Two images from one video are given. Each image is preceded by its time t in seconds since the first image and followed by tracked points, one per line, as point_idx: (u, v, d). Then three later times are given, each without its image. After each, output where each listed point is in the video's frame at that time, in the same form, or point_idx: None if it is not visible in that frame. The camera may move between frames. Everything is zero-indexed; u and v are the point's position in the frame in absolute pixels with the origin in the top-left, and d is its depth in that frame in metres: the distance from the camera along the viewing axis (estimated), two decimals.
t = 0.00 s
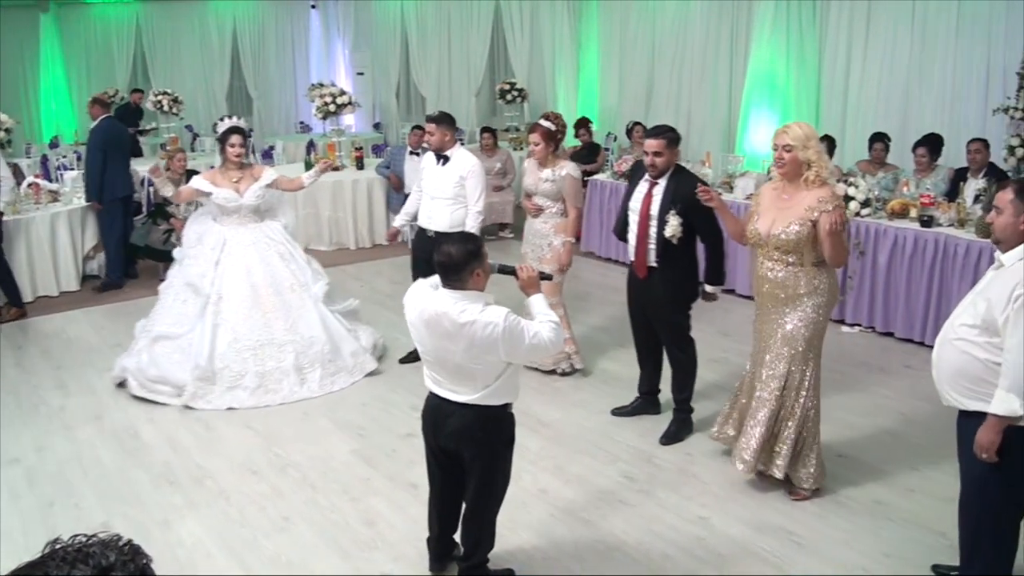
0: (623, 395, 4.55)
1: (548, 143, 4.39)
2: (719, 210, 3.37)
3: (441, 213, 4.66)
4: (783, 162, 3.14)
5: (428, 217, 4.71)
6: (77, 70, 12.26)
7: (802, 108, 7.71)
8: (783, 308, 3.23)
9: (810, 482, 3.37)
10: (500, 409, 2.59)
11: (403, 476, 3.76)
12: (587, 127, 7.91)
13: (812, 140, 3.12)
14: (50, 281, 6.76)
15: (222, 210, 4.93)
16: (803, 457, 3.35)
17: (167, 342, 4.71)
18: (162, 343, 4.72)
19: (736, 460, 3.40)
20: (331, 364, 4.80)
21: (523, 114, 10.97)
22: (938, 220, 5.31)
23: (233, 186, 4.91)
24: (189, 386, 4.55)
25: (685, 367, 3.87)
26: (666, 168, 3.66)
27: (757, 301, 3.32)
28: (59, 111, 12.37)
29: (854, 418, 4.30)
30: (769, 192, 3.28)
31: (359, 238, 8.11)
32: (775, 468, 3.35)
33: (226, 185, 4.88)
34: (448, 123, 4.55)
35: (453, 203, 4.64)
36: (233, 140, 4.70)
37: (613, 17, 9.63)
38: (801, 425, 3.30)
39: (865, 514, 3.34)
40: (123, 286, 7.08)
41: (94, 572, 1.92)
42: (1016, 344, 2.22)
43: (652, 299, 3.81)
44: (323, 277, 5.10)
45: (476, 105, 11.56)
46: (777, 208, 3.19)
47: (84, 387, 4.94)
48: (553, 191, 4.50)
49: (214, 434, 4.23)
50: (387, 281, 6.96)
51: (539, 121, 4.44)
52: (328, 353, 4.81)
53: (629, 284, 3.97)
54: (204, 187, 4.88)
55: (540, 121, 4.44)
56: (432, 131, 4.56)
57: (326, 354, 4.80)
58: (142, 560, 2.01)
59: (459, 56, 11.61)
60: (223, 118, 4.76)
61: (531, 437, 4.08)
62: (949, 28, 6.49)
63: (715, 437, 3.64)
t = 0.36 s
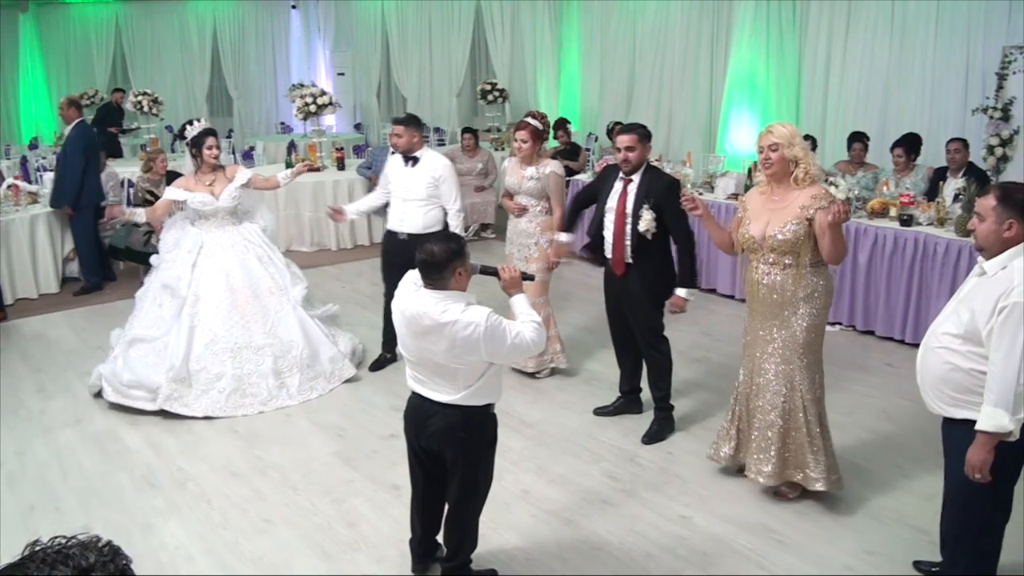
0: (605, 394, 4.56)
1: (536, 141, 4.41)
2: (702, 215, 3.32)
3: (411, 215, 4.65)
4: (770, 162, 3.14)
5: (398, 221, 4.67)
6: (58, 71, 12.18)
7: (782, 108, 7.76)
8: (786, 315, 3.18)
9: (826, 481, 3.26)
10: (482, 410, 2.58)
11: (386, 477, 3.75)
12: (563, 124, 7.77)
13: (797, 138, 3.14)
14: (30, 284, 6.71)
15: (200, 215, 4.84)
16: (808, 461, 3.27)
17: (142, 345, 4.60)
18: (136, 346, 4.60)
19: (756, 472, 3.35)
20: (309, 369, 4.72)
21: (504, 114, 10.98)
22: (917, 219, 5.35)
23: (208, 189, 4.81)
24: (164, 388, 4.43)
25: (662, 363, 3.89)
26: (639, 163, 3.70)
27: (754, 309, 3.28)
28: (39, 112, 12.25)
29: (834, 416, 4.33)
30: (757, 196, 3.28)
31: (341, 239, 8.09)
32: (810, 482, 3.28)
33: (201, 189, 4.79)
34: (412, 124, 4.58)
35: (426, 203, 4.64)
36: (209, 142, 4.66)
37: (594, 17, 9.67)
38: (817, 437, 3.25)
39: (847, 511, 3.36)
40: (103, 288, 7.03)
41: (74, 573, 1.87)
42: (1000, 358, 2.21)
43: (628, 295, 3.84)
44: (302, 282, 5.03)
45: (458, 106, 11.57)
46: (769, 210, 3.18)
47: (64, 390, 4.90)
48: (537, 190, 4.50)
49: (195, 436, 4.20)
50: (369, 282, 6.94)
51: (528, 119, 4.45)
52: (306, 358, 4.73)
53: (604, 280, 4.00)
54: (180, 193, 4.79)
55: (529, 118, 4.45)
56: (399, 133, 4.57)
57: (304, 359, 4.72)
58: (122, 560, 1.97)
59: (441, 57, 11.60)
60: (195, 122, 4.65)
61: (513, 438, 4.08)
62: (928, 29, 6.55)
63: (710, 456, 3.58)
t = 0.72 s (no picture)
0: (593, 394, 4.57)
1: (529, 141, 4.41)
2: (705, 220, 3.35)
3: (386, 215, 4.64)
4: (766, 165, 3.15)
5: (371, 221, 4.64)
6: (45, 71, 12.08)
7: (769, 107, 7.79)
8: (780, 319, 3.19)
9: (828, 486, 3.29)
10: (472, 409, 2.58)
11: (373, 478, 3.74)
12: (551, 127, 7.45)
13: (794, 139, 3.13)
14: (15, 286, 6.66)
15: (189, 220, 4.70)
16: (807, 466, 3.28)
17: (143, 364, 4.51)
18: (138, 365, 4.52)
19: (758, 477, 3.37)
20: (312, 372, 4.68)
21: (492, 114, 10.97)
22: (904, 219, 5.38)
23: (197, 195, 4.68)
24: (168, 407, 4.35)
25: (648, 360, 3.90)
26: (622, 162, 3.72)
27: (749, 312, 3.29)
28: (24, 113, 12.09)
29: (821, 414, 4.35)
30: (757, 199, 3.28)
31: (329, 240, 8.07)
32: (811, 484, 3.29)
33: (188, 195, 4.65)
34: (377, 124, 4.59)
35: (398, 203, 4.66)
36: (200, 146, 4.55)
37: (582, 17, 9.69)
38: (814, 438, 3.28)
39: (833, 509, 3.38)
40: (90, 289, 6.99)
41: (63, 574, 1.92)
42: (995, 372, 2.22)
43: (614, 292, 3.85)
44: (296, 285, 4.94)
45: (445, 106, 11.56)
46: (766, 212, 3.18)
47: (51, 392, 4.87)
48: (529, 190, 4.48)
49: (182, 438, 4.19)
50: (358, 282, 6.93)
51: (522, 118, 4.43)
52: (308, 362, 4.68)
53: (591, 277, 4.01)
54: (168, 200, 4.67)
55: (523, 117, 4.43)
56: (365, 133, 4.58)
57: (306, 362, 4.67)
58: (111, 560, 2.01)
59: (428, 57, 11.58)
60: (184, 125, 4.53)
61: (501, 438, 4.08)
62: (914, 28, 6.59)
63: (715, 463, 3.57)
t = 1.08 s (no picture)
0: (584, 395, 4.57)
1: (518, 143, 4.41)
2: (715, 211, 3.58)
3: (374, 214, 4.64)
4: (760, 164, 3.17)
5: (360, 221, 4.63)
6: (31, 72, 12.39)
7: (758, 106, 7.82)
8: (754, 316, 3.23)
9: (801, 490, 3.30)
10: (461, 407, 2.58)
11: (363, 479, 3.74)
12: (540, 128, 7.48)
13: (789, 142, 3.10)
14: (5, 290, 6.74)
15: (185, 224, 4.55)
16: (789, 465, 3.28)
17: (134, 369, 4.39)
18: (128, 370, 4.39)
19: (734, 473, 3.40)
20: (307, 380, 4.58)
21: (482, 115, 10.96)
22: (893, 218, 5.41)
23: (194, 197, 4.53)
24: (159, 416, 4.24)
25: (641, 361, 3.92)
26: (619, 163, 3.73)
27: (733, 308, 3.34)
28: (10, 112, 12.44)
29: (811, 414, 4.36)
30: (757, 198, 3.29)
31: (318, 241, 8.06)
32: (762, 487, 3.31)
33: (185, 196, 4.50)
34: (360, 123, 4.63)
35: (384, 201, 4.67)
36: (199, 147, 4.40)
37: (571, 18, 9.71)
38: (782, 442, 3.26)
39: (823, 507, 3.40)
40: (78, 290, 6.97)
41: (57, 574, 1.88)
42: (993, 370, 2.22)
43: (609, 291, 3.85)
44: (292, 290, 4.84)
45: (435, 106, 11.55)
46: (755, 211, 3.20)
47: (39, 394, 4.84)
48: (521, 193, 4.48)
49: (171, 439, 4.17)
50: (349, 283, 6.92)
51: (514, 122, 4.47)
52: (303, 369, 4.58)
53: (583, 278, 4.02)
54: (164, 201, 4.52)
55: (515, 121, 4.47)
56: (349, 131, 4.58)
57: (302, 370, 4.57)
58: (103, 561, 1.97)
59: (417, 58, 11.57)
60: (182, 123, 4.38)
61: (492, 438, 4.08)
62: (903, 28, 6.62)
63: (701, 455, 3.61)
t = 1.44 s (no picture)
0: (575, 395, 4.57)
1: (507, 145, 4.39)
2: (705, 195, 3.96)
3: (368, 215, 4.65)
4: (743, 163, 3.20)
5: (355, 222, 4.62)
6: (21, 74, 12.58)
7: (748, 106, 7.84)
8: (723, 308, 3.29)
9: (768, 480, 3.33)
10: (441, 400, 2.57)
11: (354, 480, 3.74)
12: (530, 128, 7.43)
13: (772, 146, 3.12)
14: None
15: (177, 226, 4.50)
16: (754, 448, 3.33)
17: (126, 372, 4.27)
18: (120, 373, 4.26)
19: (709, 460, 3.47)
20: (303, 382, 4.50)
21: (472, 115, 10.95)
22: (882, 218, 5.43)
23: (185, 198, 4.49)
24: (153, 420, 4.13)
25: (636, 364, 3.92)
26: (621, 165, 3.74)
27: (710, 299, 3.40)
28: None
29: (802, 413, 4.38)
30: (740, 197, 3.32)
31: (308, 241, 8.05)
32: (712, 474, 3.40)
33: (178, 198, 4.46)
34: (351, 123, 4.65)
35: (376, 201, 4.68)
36: (194, 147, 4.37)
37: (562, 18, 9.72)
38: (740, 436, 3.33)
39: (812, 506, 3.41)
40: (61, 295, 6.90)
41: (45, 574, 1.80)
42: (990, 367, 2.24)
43: (607, 292, 3.85)
44: (285, 293, 4.77)
45: (425, 106, 11.54)
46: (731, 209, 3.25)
47: (27, 396, 4.82)
48: (508, 195, 4.50)
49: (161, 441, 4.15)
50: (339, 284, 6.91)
51: (500, 125, 4.43)
52: (299, 372, 4.50)
53: (578, 279, 4.01)
54: (155, 204, 4.47)
55: (501, 125, 4.43)
56: (341, 131, 4.59)
57: (297, 372, 4.49)
58: (92, 562, 1.89)
59: (407, 58, 11.56)
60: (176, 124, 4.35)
61: (483, 439, 4.08)
62: (892, 28, 6.65)
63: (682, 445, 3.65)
